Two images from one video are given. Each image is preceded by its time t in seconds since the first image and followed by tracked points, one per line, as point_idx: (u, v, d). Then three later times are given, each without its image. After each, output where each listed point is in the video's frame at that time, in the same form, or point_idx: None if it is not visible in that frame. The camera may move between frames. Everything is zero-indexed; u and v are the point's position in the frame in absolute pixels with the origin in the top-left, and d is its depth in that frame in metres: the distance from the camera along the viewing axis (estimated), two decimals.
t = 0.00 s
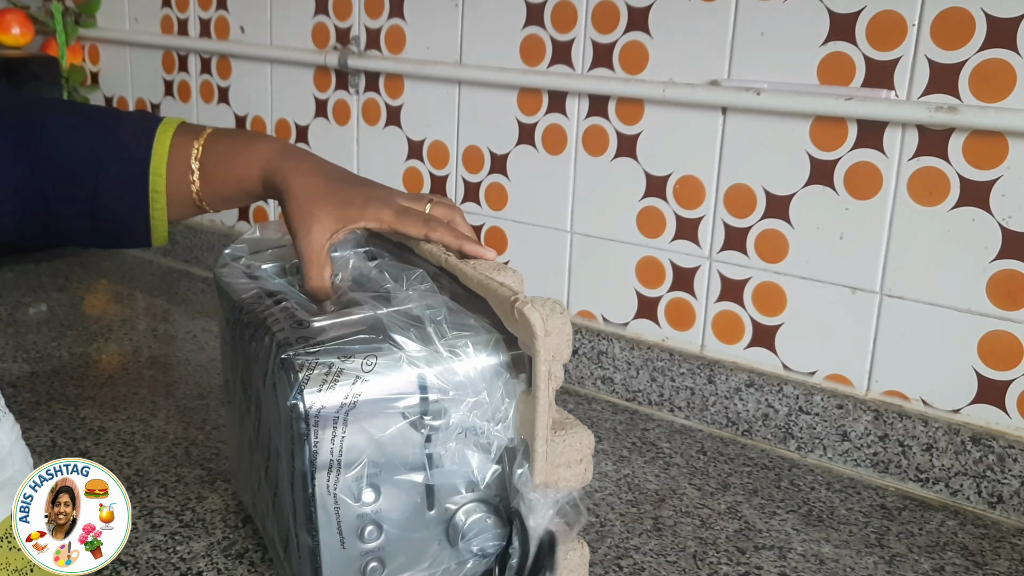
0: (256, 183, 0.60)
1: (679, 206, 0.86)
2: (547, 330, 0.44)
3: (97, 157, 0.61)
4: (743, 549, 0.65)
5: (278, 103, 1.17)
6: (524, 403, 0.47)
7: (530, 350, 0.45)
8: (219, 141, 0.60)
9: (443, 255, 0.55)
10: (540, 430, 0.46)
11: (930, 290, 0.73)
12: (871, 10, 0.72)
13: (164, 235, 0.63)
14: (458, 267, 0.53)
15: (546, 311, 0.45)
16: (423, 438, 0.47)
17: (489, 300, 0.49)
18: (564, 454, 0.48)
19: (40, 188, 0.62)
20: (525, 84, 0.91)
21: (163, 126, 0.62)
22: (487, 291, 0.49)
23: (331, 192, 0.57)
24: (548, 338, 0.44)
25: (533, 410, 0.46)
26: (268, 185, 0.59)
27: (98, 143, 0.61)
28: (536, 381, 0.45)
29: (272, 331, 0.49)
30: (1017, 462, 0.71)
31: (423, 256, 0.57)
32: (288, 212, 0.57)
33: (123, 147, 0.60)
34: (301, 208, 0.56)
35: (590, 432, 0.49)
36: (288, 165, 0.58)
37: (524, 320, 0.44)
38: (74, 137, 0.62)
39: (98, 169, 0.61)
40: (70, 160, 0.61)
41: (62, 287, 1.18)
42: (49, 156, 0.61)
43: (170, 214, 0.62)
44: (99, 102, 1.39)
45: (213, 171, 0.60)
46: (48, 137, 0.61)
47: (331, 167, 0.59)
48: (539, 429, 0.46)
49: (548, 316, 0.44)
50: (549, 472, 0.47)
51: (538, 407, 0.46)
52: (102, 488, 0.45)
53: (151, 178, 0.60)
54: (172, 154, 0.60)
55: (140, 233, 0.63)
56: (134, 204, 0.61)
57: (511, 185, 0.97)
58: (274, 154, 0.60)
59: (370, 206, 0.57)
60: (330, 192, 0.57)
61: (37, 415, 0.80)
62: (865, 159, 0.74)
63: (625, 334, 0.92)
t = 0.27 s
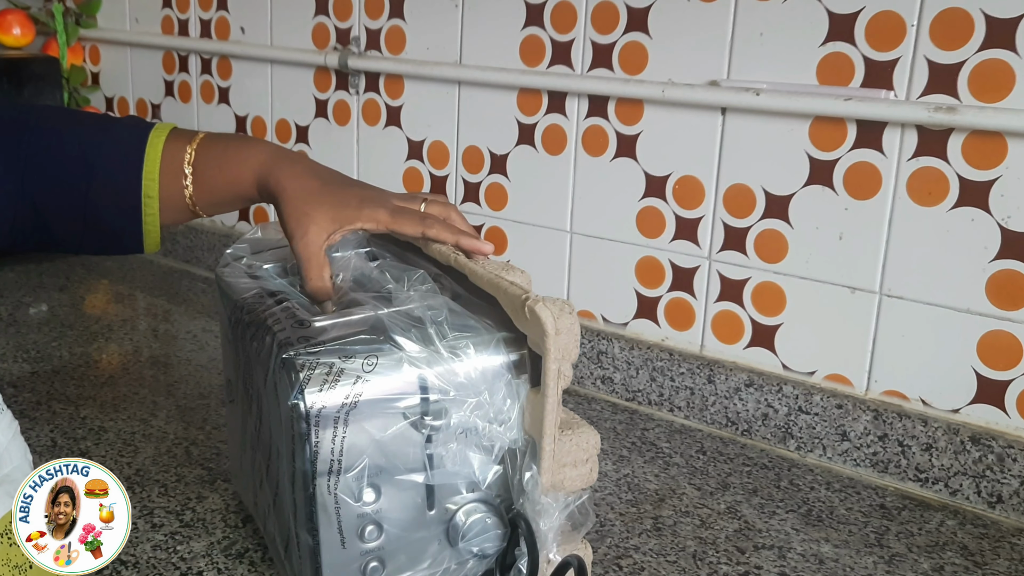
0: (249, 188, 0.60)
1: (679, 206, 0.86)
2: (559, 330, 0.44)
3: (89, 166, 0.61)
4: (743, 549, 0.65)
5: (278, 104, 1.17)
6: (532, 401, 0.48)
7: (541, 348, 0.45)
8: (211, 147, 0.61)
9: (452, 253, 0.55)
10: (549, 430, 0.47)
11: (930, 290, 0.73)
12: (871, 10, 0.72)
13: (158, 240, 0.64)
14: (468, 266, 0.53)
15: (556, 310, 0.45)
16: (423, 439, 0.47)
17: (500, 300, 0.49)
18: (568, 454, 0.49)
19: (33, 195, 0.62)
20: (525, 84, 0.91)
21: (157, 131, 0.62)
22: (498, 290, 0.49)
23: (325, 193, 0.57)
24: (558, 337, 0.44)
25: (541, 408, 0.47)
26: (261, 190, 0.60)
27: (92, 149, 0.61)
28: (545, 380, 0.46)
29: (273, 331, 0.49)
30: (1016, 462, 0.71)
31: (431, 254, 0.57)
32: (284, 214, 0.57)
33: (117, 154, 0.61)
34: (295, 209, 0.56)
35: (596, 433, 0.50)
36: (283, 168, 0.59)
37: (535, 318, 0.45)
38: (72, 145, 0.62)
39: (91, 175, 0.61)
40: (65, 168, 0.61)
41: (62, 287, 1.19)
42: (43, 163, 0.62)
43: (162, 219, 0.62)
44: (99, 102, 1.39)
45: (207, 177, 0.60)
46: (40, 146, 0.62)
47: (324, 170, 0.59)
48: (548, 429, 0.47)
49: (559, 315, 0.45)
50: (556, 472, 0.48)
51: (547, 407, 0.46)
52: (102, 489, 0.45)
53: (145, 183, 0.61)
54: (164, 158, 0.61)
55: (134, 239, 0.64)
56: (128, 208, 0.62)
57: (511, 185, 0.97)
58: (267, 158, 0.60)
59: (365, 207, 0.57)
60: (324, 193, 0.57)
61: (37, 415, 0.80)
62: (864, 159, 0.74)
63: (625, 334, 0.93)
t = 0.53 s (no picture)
0: (246, 188, 0.62)
1: (679, 206, 0.86)
2: (564, 329, 0.44)
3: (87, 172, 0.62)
4: (743, 549, 0.65)
5: (278, 103, 1.17)
6: (535, 400, 0.48)
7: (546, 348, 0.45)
8: (207, 149, 0.62)
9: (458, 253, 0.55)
10: (553, 429, 0.47)
11: (930, 290, 0.73)
12: (871, 10, 0.72)
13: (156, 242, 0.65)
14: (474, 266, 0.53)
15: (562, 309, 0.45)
16: (423, 439, 0.47)
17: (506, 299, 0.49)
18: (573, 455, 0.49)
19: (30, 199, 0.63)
20: (524, 84, 0.91)
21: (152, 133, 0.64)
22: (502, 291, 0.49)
23: (323, 192, 0.59)
24: (564, 337, 0.44)
25: (546, 408, 0.47)
26: (258, 190, 0.61)
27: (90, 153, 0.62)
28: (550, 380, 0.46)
29: (273, 331, 0.49)
30: (1016, 462, 0.71)
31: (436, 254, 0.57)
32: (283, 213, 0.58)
33: (117, 160, 0.62)
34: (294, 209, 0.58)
35: (599, 434, 0.50)
36: (280, 168, 0.60)
37: (541, 318, 0.45)
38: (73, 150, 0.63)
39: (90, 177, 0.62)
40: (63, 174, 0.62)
41: (62, 287, 1.19)
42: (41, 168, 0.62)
43: (160, 221, 0.64)
44: (99, 102, 1.39)
45: (204, 179, 0.62)
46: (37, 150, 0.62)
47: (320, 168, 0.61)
48: (551, 428, 0.47)
49: (566, 315, 0.45)
50: (559, 473, 0.48)
51: (551, 407, 0.46)
52: (102, 488, 0.45)
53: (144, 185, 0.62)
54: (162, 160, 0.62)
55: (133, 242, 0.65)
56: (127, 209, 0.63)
57: (511, 185, 0.97)
58: (262, 159, 0.61)
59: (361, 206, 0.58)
60: (320, 193, 0.58)
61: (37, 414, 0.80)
62: (865, 159, 0.74)
63: (625, 334, 0.93)
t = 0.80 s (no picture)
0: (244, 192, 0.62)
1: (679, 206, 0.86)
2: (563, 328, 0.44)
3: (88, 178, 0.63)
4: (743, 549, 0.65)
5: (278, 103, 1.17)
6: (536, 399, 0.48)
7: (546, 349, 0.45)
8: (205, 151, 0.62)
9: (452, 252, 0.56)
10: (554, 429, 0.47)
11: (930, 290, 0.73)
12: (871, 10, 0.72)
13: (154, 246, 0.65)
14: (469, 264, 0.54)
15: (562, 309, 0.45)
16: (423, 439, 0.47)
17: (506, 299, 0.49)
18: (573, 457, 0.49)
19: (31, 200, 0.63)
20: (524, 84, 0.91)
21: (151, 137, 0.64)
22: (502, 290, 0.49)
23: (320, 195, 0.59)
24: (563, 338, 0.44)
25: (546, 407, 0.47)
26: (256, 194, 0.61)
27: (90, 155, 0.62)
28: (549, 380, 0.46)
29: (273, 331, 0.49)
30: (1016, 462, 0.71)
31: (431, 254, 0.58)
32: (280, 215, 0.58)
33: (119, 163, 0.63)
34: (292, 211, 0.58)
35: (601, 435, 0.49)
36: (277, 171, 0.60)
37: (541, 318, 0.44)
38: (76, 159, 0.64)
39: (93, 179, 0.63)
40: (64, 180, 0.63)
41: (62, 287, 1.19)
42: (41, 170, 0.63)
43: (158, 226, 0.65)
44: (99, 102, 1.39)
45: (202, 182, 0.62)
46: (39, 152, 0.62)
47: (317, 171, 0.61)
48: (552, 428, 0.47)
49: (565, 315, 0.45)
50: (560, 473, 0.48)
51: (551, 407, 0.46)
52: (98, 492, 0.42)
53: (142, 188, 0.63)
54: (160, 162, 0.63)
55: (129, 249, 0.66)
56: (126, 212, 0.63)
57: (511, 185, 0.97)
58: (260, 162, 0.61)
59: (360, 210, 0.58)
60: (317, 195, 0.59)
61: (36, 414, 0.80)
62: (865, 159, 0.74)
63: (625, 333, 0.93)
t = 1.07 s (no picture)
0: (232, 195, 0.63)
1: (679, 206, 0.86)
2: (561, 329, 0.44)
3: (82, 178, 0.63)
4: (743, 549, 0.65)
5: (278, 103, 1.17)
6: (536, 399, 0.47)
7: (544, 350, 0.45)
8: (193, 157, 0.63)
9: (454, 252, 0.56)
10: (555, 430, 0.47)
11: (930, 290, 0.73)
12: (871, 10, 0.72)
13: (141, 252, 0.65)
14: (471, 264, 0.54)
15: (559, 309, 0.45)
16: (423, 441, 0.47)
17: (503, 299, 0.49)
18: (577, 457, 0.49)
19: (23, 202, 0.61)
20: (524, 84, 0.91)
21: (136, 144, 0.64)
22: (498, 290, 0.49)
23: (307, 194, 0.59)
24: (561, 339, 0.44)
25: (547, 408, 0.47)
26: (245, 196, 0.62)
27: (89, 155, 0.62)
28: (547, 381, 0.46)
29: (273, 331, 0.49)
30: (1017, 462, 0.71)
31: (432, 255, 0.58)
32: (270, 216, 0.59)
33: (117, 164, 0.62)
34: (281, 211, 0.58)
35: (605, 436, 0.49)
36: (264, 174, 0.61)
37: (538, 319, 0.44)
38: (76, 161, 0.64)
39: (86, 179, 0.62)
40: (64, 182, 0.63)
41: (62, 287, 1.19)
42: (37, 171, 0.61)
43: (145, 232, 0.64)
44: (99, 102, 1.39)
45: (190, 187, 0.63)
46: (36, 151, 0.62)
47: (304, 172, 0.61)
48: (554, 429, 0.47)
49: (563, 316, 0.44)
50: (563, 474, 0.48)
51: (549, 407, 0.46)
52: (103, 488, 0.37)
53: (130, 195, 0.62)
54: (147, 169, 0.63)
55: (118, 254, 0.65)
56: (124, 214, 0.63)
57: (511, 185, 0.97)
58: (247, 167, 0.62)
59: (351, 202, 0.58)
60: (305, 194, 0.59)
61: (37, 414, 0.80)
62: (865, 159, 0.74)
63: (625, 333, 0.93)
